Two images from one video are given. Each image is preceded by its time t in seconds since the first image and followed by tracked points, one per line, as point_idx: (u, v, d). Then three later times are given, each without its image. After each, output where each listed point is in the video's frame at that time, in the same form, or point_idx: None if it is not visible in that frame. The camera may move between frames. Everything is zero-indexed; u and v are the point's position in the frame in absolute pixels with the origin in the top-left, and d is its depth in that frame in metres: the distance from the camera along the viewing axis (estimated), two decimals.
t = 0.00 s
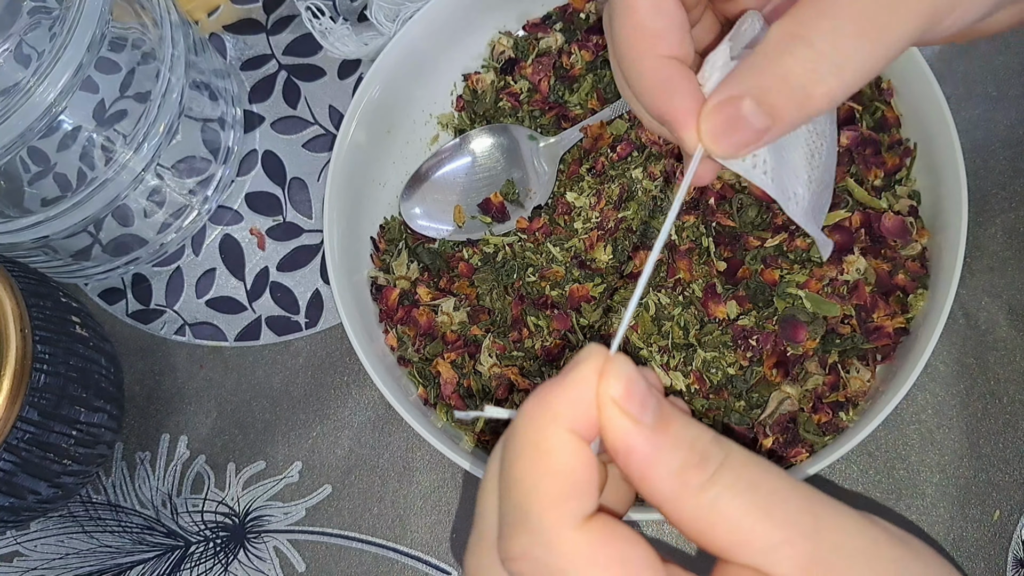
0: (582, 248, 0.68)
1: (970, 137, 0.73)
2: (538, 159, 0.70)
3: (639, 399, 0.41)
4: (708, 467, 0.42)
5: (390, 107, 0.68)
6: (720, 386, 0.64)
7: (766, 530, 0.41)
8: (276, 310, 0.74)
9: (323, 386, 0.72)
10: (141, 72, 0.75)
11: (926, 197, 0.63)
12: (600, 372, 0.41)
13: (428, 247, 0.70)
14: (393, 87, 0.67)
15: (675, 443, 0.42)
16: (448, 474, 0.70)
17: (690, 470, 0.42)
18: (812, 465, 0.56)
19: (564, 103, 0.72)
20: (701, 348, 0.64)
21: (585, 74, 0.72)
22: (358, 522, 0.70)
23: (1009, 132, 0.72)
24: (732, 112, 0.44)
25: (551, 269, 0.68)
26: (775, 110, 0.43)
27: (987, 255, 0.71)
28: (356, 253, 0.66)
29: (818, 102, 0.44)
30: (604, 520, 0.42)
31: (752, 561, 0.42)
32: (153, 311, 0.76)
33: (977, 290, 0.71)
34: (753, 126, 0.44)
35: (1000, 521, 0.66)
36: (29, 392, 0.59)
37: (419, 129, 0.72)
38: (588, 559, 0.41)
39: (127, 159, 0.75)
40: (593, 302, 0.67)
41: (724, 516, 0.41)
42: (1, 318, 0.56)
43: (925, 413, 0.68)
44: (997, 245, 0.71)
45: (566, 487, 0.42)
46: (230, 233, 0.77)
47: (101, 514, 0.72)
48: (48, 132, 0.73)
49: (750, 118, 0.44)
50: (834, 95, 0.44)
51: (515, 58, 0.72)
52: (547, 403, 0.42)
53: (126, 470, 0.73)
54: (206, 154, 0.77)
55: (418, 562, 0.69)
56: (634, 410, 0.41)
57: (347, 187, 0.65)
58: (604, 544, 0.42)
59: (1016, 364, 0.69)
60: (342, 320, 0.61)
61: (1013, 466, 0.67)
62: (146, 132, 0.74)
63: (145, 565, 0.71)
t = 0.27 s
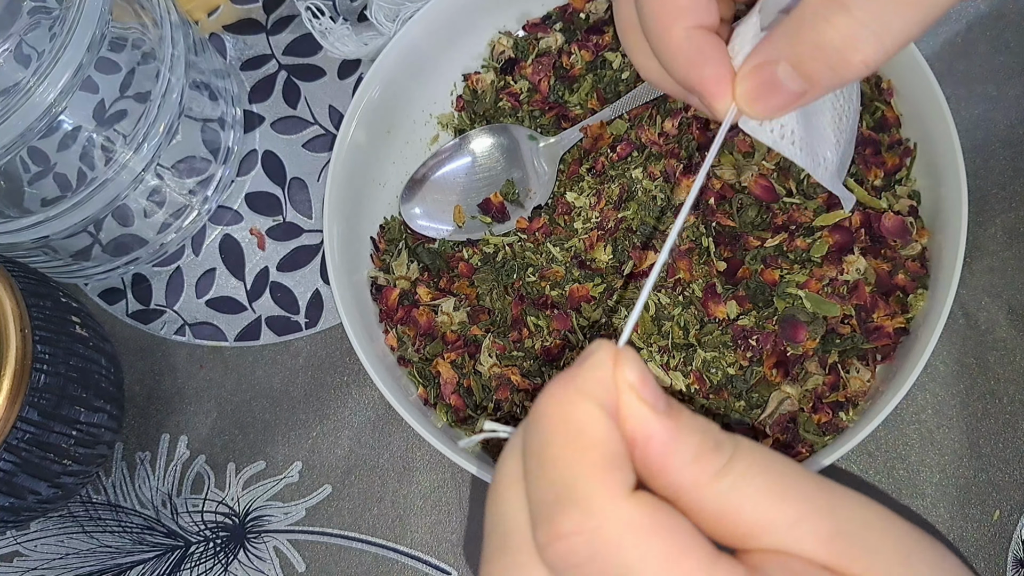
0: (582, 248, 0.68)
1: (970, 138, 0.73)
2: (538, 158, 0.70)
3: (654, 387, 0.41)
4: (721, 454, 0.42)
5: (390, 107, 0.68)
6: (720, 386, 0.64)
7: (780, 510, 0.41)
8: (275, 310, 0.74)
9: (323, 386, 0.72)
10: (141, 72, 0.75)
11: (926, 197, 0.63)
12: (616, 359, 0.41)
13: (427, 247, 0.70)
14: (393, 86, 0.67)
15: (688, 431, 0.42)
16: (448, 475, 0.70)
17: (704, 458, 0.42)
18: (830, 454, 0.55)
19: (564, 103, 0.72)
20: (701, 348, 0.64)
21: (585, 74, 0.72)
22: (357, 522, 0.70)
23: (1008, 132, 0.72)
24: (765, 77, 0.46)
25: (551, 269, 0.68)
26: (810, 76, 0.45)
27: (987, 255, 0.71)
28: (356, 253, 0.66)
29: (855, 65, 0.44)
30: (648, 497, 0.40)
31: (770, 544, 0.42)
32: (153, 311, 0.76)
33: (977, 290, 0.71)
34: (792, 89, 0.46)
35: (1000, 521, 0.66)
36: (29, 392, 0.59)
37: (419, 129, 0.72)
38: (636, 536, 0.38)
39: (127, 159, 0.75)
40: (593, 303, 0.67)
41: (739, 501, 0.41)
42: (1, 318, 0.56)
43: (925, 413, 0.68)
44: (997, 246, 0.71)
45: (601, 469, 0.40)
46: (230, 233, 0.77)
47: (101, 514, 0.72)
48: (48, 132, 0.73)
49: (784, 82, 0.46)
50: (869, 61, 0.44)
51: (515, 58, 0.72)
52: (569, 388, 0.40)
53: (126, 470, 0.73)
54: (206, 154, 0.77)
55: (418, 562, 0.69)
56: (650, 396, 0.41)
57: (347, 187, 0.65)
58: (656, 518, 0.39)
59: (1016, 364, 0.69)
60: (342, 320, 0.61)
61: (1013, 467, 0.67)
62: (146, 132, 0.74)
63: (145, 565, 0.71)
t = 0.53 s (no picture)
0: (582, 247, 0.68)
1: (970, 138, 0.73)
2: (538, 158, 0.70)
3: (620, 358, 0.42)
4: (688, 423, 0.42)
5: (390, 107, 0.68)
6: (720, 386, 0.64)
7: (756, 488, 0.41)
8: (275, 310, 0.74)
9: (323, 386, 0.72)
10: (141, 72, 0.75)
11: (926, 196, 0.62)
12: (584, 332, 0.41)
13: (427, 247, 0.70)
14: (393, 86, 0.67)
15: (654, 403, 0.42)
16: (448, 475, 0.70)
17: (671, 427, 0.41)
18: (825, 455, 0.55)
19: (564, 103, 0.72)
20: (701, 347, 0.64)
21: (585, 74, 0.72)
22: (357, 522, 0.70)
23: (1008, 132, 0.72)
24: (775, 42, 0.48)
25: (551, 269, 0.68)
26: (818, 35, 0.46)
27: (987, 254, 0.71)
28: (356, 253, 0.66)
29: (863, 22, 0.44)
30: (624, 475, 0.39)
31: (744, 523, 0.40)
32: (153, 311, 0.76)
33: (977, 290, 0.71)
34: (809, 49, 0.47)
35: (1000, 522, 0.66)
36: (29, 392, 0.59)
37: (419, 129, 0.72)
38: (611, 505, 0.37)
39: (127, 159, 0.75)
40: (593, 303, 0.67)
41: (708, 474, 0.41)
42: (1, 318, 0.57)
43: (925, 413, 0.68)
44: (997, 246, 0.71)
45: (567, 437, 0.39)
46: (230, 233, 0.77)
47: (101, 514, 0.72)
48: (48, 132, 0.73)
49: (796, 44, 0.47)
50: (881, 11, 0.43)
51: (515, 58, 0.72)
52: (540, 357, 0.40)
53: (127, 470, 0.73)
54: (206, 154, 0.77)
55: (418, 562, 0.69)
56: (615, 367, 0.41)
57: (347, 187, 0.65)
58: (630, 493, 0.38)
59: (1016, 364, 0.69)
60: (342, 320, 0.61)
61: (1013, 467, 0.67)
62: (146, 132, 0.74)
63: (145, 565, 0.71)
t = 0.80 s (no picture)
0: (582, 247, 0.68)
1: (971, 138, 0.73)
2: (538, 158, 0.70)
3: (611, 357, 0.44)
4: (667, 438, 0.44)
5: (390, 107, 0.68)
6: (720, 386, 0.64)
7: None
8: (276, 310, 0.74)
9: (323, 386, 0.72)
10: (140, 72, 0.75)
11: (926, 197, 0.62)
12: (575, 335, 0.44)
13: (427, 247, 0.70)
14: (393, 85, 0.67)
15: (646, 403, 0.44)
16: (448, 475, 0.70)
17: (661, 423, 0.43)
18: (751, 492, 0.56)
19: (564, 102, 0.72)
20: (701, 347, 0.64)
21: (585, 74, 0.72)
22: (358, 522, 0.70)
23: (1009, 132, 0.72)
24: None
25: (551, 269, 0.68)
26: None
27: (987, 255, 0.71)
28: (356, 253, 0.66)
29: None
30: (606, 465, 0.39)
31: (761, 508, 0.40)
32: (153, 311, 0.76)
33: (977, 290, 0.71)
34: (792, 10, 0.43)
35: (1000, 522, 0.66)
36: (29, 393, 0.59)
37: (419, 129, 0.72)
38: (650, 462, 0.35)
39: (127, 159, 0.75)
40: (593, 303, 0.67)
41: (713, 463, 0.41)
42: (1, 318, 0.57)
43: (926, 413, 0.68)
44: (997, 246, 0.71)
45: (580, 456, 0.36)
46: (230, 233, 0.77)
47: (101, 514, 0.72)
48: (48, 132, 0.73)
49: None
50: None
51: (515, 58, 0.72)
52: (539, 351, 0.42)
53: (127, 470, 0.73)
54: (206, 154, 0.77)
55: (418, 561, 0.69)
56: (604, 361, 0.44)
57: (347, 188, 0.65)
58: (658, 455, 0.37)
59: (1016, 364, 0.69)
60: (342, 321, 0.61)
61: (1013, 467, 0.67)
62: (145, 132, 0.74)
63: (145, 565, 0.71)
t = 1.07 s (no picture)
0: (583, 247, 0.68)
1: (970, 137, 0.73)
2: (538, 158, 0.70)
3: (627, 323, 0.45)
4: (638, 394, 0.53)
5: (390, 107, 0.68)
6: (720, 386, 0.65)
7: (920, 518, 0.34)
8: (276, 310, 0.74)
9: (323, 386, 0.72)
10: (140, 72, 0.75)
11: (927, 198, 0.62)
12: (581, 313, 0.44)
13: (427, 247, 0.70)
14: (393, 84, 0.66)
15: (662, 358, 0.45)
16: (449, 474, 0.70)
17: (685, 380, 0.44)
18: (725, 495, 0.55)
19: (564, 103, 0.72)
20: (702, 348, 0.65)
21: (585, 74, 0.72)
22: (358, 522, 0.70)
23: (1008, 132, 0.72)
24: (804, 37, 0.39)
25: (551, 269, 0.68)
26: (852, 27, 0.38)
27: (986, 254, 0.71)
28: (356, 253, 0.66)
29: (897, 23, 0.39)
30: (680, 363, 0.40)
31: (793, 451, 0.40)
32: (153, 311, 0.76)
33: (977, 290, 0.71)
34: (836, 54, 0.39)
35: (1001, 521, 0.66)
36: (29, 392, 0.59)
37: (419, 130, 0.72)
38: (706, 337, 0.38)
39: (127, 160, 0.75)
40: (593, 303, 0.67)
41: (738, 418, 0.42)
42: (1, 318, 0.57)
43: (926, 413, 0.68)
44: (997, 245, 0.71)
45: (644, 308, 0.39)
46: (230, 233, 0.77)
47: (102, 514, 0.72)
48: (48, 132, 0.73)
49: (826, 43, 0.39)
50: None
51: (515, 58, 0.72)
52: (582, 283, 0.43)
53: (127, 470, 0.73)
54: (206, 154, 0.77)
55: (418, 561, 0.69)
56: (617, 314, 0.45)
57: (347, 188, 0.65)
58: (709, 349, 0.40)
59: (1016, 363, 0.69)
60: (342, 320, 0.61)
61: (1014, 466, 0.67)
62: (145, 132, 0.74)
63: (146, 565, 0.71)
